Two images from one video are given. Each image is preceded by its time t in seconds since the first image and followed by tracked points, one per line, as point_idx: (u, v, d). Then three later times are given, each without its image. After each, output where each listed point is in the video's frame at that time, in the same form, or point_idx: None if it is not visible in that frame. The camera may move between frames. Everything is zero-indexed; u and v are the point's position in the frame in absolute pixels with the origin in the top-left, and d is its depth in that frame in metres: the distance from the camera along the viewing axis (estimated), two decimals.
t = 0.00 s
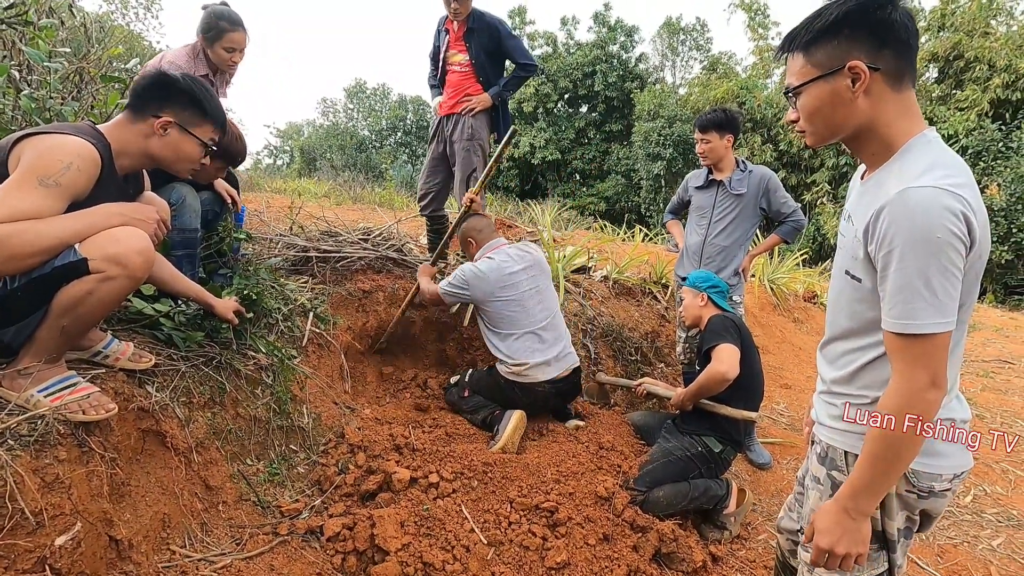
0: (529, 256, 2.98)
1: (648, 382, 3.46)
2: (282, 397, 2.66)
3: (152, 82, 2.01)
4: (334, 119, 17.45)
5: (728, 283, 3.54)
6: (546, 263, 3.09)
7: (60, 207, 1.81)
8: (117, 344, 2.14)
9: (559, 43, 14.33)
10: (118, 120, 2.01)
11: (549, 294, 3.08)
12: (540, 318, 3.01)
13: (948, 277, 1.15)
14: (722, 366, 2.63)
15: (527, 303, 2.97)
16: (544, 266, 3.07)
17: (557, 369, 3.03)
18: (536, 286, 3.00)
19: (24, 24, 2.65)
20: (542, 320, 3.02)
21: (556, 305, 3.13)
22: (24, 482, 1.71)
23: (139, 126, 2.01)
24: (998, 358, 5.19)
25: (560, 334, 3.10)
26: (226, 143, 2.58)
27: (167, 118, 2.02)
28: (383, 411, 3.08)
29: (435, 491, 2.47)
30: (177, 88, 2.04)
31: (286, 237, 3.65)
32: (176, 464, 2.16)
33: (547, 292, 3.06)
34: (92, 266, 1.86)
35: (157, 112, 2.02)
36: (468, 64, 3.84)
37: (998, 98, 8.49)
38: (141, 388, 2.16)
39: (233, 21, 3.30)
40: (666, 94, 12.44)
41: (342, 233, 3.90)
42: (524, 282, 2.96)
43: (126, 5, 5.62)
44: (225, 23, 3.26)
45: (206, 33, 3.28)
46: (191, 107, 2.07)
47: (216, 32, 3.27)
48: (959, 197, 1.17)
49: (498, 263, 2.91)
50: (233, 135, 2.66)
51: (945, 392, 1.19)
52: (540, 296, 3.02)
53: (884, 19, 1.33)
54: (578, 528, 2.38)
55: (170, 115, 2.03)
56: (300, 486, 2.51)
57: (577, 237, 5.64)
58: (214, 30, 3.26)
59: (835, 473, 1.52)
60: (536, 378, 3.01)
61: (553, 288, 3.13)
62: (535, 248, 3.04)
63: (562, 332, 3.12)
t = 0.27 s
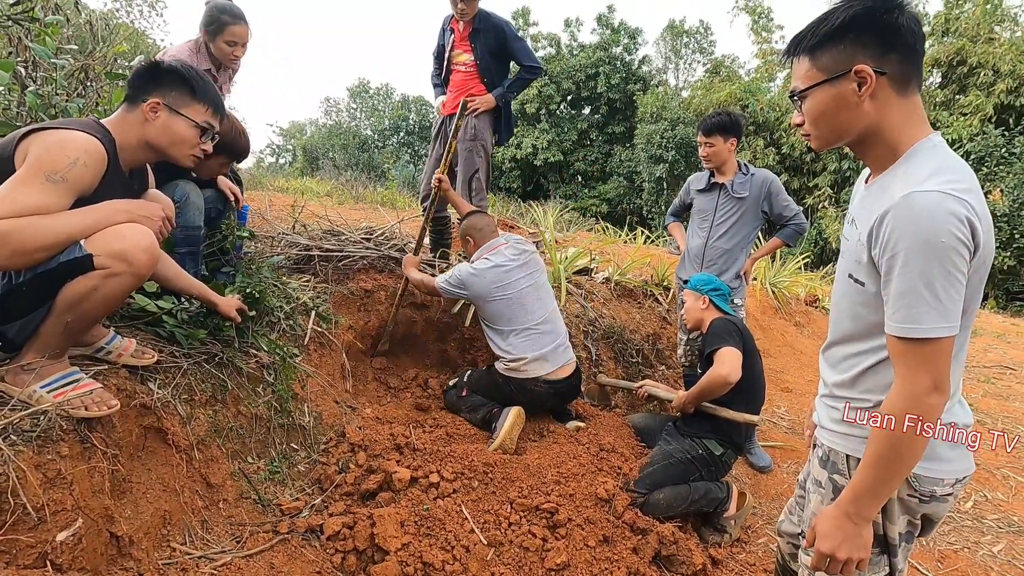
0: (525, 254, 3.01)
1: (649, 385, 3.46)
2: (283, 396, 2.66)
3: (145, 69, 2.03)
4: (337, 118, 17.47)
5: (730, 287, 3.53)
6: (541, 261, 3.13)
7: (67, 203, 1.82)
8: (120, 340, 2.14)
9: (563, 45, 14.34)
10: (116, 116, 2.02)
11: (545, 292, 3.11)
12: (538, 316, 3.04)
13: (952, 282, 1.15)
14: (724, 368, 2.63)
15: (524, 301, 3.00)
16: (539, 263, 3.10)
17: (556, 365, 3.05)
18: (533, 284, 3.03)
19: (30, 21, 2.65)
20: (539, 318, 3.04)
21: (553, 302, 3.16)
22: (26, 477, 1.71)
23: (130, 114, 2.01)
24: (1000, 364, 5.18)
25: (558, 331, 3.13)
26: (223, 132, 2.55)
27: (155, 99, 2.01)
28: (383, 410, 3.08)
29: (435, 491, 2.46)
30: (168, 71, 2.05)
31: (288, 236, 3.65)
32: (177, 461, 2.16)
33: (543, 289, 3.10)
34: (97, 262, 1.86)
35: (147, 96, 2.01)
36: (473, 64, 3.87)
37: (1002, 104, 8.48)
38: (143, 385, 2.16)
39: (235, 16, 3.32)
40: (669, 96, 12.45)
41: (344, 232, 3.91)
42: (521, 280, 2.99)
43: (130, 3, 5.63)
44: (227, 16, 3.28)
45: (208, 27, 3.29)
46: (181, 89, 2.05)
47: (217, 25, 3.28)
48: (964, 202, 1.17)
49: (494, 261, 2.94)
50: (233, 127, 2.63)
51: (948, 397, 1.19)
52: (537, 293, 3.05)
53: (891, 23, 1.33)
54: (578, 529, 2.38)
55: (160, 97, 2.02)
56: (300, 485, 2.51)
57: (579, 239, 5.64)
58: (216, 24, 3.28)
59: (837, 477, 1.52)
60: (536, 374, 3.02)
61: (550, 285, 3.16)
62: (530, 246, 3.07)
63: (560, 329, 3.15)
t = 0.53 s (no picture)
0: (556, 271, 2.96)
1: (650, 382, 3.46)
2: (285, 396, 2.67)
3: (139, 67, 2.03)
4: (337, 118, 17.47)
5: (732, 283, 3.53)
6: (575, 280, 3.05)
7: (70, 203, 1.82)
8: (121, 341, 2.14)
9: (563, 42, 14.31)
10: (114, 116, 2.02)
11: (573, 312, 3.05)
12: (559, 335, 3.00)
13: (953, 276, 1.15)
14: (727, 366, 2.62)
15: (547, 319, 2.96)
16: (572, 283, 3.03)
17: (567, 388, 3.04)
18: (559, 303, 2.97)
19: (30, 23, 2.65)
20: (560, 338, 3.00)
21: (580, 324, 3.09)
22: (29, 479, 1.71)
23: (125, 112, 2.01)
24: (1003, 359, 5.17)
25: (578, 353, 3.08)
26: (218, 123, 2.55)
27: (147, 97, 2.00)
28: (385, 409, 3.08)
29: (438, 489, 2.47)
30: (162, 68, 2.04)
31: (289, 235, 3.65)
32: (179, 462, 2.17)
33: (571, 309, 3.03)
34: (100, 263, 1.86)
35: (141, 94, 2.01)
36: (473, 62, 3.85)
37: (1004, 97, 8.44)
38: (145, 386, 2.17)
39: (233, 18, 3.31)
40: (670, 93, 12.42)
41: (346, 231, 3.91)
42: (547, 297, 2.95)
43: (130, 3, 5.64)
44: (225, 19, 3.28)
45: (206, 29, 3.29)
46: (173, 84, 2.04)
47: (216, 28, 3.28)
48: (964, 196, 1.16)
49: (521, 277, 2.91)
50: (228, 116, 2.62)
51: (949, 391, 1.18)
52: (563, 312, 3.00)
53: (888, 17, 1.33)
54: (581, 527, 2.38)
55: (153, 94, 2.02)
56: (303, 484, 2.52)
57: (581, 236, 5.63)
58: (214, 26, 3.28)
59: (839, 472, 1.51)
60: (544, 396, 3.04)
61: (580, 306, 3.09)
62: (565, 265, 3.01)
63: (580, 350, 3.10)
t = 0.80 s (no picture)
0: (570, 284, 2.90)
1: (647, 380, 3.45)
2: (286, 398, 2.67)
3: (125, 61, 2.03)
4: (339, 120, 17.51)
5: (733, 285, 3.53)
6: (591, 295, 2.98)
7: (77, 205, 1.82)
8: (124, 342, 2.15)
9: (564, 45, 14.34)
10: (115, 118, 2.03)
11: (586, 327, 2.99)
12: (569, 350, 2.94)
13: (952, 280, 1.15)
14: (726, 364, 2.63)
15: (558, 332, 2.91)
16: (588, 298, 2.96)
17: (571, 403, 3.02)
18: (572, 316, 2.91)
19: (33, 26, 2.66)
20: (570, 352, 2.95)
21: (592, 339, 3.03)
22: (31, 481, 1.72)
23: (120, 111, 2.03)
24: (1005, 361, 5.17)
25: (587, 368, 3.03)
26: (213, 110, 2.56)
27: (135, 89, 2.01)
28: (386, 411, 3.09)
29: (438, 491, 2.47)
30: (144, 59, 2.03)
31: (291, 238, 3.66)
32: (181, 464, 2.17)
33: (585, 324, 2.97)
34: (104, 265, 1.87)
35: (128, 88, 2.02)
36: (474, 65, 3.86)
37: (1005, 99, 8.44)
38: (147, 388, 2.17)
39: (233, 15, 3.35)
40: (671, 95, 12.44)
41: (347, 233, 3.91)
42: (559, 310, 2.89)
43: (133, 6, 5.66)
44: (224, 15, 3.32)
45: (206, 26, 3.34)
46: (157, 74, 2.04)
47: (215, 24, 3.32)
48: (963, 200, 1.17)
49: (535, 288, 2.85)
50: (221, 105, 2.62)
51: (949, 395, 1.18)
52: (576, 327, 2.94)
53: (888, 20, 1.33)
54: (582, 529, 2.38)
55: (140, 86, 2.02)
56: (304, 486, 2.52)
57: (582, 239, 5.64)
58: (214, 22, 3.32)
59: (839, 475, 1.51)
60: (548, 407, 3.00)
61: (594, 321, 3.02)
62: (582, 279, 2.94)
63: (590, 365, 3.05)
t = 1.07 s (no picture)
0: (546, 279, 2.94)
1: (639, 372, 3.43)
2: (286, 400, 2.68)
3: (125, 65, 2.05)
4: (340, 122, 17.54)
5: (733, 289, 3.52)
6: (570, 288, 3.04)
7: (79, 206, 1.83)
8: (124, 344, 2.15)
9: (565, 48, 14.37)
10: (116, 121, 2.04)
11: (570, 320, 3.04)
12: (558, 345, 2.98)
13: (955, 286, 1.15)
14: (696, 354, 2.62)
15: (545, 329, 2.95)
16: (567, 291, 3.02)
17: (567, 402, 3.02)
18: (552, 311, 2.95)
19: (36, 28, 2.67)
20: (559, 347, 2.98)
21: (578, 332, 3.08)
22: (31, 482, 1.72)
23: (121, 113, 2.04)
24: (1005, 366, 5.17)
25: (579, 362, 3.06)
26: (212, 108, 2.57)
27: (136, 91, 2.02)
28: (386, 414, 3.09)
29: (438, 494, 2.47)
30: (143, 61, 2.04)
31: (291, 240, 3.66)
32: (181, 465, 2.17)
33: (568, 317, 3.02)
34: (106, 267, 1.87)
35: (129, 91, 2.03)
36: (474, 68, 3.87)
37: (1006, 104, 8.46)
38: (148, 390, 2.17)
39: (240, 15, 3.40)
40: (671, 99, 12.46)
41: (347, 236, 3.92)
42: (544, 307, 2.93)
43: (136, 9, 5.68)
44: (232, 15, 3.36)
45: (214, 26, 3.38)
46: (156, 75, 2.05)
47: (222, 22, 3.36)
48: (966, 206, 1.17)
49: (516, 287, 2.88)
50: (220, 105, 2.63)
51: (952, 400, 1.19)
52: (561, 322, 2.98)
53: (893, 24, 1.34)
54: (582, 533, 2.38)
55: (141, 89, 2.03)
56: (304, 488, 2.52)
57: (582, 242, 5.64)
58: (220, 21, 3.36)
59: (839, 479, 1.52)
60: (547, 407, 3.01)
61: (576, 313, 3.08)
62: (559, 273, 2.99)
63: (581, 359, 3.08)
